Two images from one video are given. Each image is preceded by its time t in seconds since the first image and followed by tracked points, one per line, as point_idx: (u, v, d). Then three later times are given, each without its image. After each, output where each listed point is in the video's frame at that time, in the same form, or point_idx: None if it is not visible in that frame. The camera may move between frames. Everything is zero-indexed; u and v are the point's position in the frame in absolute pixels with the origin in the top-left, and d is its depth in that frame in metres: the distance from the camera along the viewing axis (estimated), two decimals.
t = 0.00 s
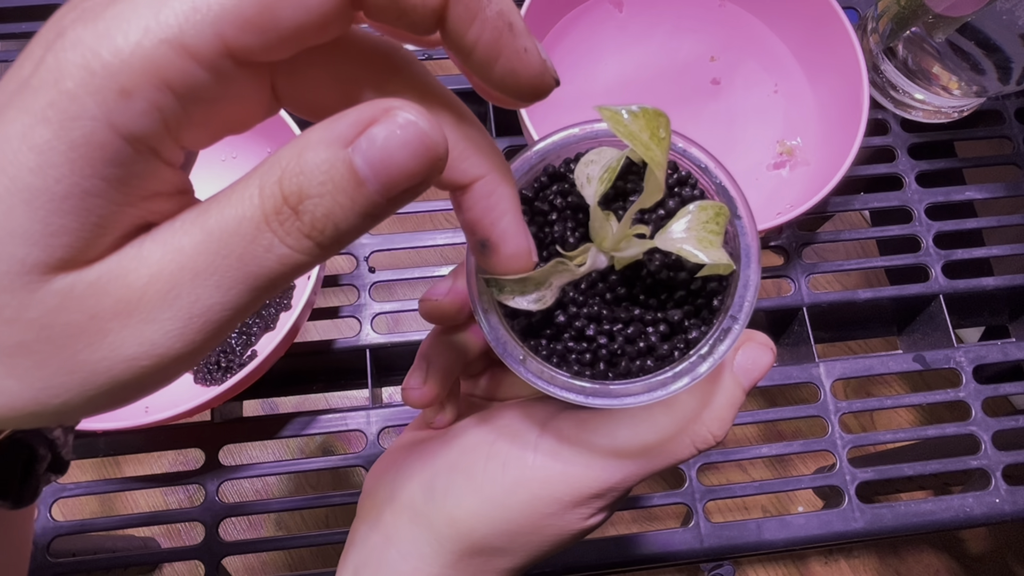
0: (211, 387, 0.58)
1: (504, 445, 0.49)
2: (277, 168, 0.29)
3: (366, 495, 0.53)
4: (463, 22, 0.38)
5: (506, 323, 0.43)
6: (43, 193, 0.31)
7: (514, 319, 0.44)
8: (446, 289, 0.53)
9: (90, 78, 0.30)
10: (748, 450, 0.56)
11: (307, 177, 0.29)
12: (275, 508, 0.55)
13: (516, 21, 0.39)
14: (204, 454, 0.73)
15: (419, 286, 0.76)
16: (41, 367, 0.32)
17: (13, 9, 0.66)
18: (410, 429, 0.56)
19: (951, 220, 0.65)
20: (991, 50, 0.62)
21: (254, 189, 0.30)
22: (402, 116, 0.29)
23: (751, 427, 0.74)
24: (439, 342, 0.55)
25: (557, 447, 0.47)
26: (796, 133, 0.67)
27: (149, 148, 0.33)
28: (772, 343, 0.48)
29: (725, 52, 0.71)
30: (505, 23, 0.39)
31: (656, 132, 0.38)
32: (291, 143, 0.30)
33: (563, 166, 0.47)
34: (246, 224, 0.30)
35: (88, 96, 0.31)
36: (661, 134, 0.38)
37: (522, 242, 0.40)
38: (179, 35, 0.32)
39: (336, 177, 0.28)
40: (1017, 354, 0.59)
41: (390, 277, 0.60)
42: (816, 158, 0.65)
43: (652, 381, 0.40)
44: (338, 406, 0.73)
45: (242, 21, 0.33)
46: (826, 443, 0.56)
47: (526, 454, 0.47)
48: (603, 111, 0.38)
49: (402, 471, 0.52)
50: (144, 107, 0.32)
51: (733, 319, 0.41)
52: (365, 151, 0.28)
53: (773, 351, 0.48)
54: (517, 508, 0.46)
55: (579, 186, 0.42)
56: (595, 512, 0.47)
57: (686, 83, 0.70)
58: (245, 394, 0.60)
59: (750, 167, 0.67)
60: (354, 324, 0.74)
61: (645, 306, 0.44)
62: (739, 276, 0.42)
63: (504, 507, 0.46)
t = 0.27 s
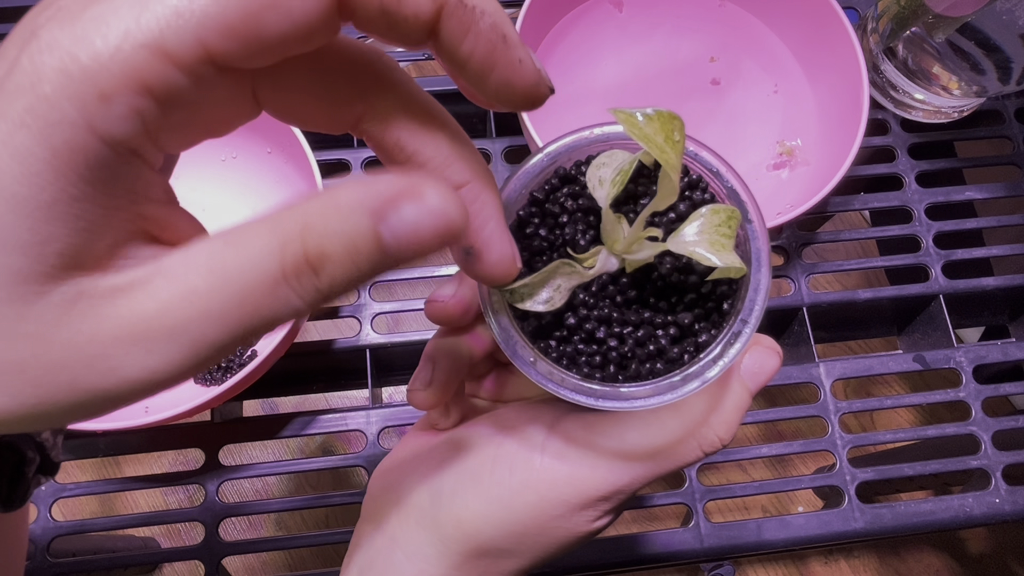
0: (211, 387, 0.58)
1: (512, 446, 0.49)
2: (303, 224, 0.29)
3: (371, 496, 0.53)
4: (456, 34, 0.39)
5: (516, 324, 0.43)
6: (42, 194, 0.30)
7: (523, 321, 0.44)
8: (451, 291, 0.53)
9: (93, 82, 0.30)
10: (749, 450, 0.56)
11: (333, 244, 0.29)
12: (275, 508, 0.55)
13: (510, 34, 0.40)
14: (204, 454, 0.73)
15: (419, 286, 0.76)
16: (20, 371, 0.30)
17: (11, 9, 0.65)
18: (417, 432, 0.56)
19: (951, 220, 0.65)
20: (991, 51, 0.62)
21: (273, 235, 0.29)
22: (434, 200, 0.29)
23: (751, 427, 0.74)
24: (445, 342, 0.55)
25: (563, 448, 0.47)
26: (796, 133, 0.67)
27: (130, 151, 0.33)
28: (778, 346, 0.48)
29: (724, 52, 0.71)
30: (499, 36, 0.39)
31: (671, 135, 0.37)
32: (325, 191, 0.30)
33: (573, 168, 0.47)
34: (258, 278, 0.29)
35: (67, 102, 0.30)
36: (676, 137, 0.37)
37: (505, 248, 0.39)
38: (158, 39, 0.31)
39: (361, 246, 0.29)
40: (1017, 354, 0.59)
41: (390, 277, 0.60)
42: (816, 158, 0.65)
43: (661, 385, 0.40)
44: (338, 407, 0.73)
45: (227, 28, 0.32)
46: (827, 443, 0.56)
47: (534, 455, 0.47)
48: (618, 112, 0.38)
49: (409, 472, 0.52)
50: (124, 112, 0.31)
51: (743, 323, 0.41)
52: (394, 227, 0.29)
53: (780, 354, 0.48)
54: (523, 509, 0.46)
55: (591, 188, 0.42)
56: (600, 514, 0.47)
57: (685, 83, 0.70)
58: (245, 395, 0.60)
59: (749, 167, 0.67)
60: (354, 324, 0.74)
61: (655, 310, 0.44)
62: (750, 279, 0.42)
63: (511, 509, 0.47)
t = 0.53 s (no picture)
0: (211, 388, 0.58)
1: (512, 446, 0.48)
2: (362, 297, 0.35)
3: (372, 496, 0.53)
4: (473, 56, 0.39)
5: (519, 327, 0.43)
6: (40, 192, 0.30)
7: (526, 323, 0.44)
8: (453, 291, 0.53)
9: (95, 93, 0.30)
10: (748, 450, 0.56)
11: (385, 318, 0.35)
12: (275, 508, 0.55)
13: (528, 53, 0.39)
14: (204, 454, 0.73)
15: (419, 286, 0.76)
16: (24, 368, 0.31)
17: (11, 9, 0.65)
18: (418, 433, 0.56)
19: (950, 220, 0.65)
20: (991, 50, 0.62)
21: (328, 299, 0.34)
22: (477, 309, 0.38)
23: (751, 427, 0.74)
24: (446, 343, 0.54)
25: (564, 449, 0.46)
26: (796, 133, 0.68)
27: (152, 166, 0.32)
28: (780, 348, 0.49)
29: (724, 51, 0.71)
30: (516, 56, 0.39)
31: (676, 138, 0.37)
32: (387, 271, 0.36)
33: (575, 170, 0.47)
34: (301, 338, 0.34)
35: (100, 128, 0.30)
36: (681, 140, 0.37)
37: (519, 248, 0.41)
38: (182, 60, 0.30)
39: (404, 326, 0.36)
40: (1017, 354, 0.59)
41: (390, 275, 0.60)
42: (816, 158, 0.65)
43: (664, 388, 0.40)
44: (338, 407, 0.73)
45: (247, 50, 0.31)
46: (827, 443, 0.56)
47: (535, 456, 0.47)
48: (622, 116, 0.37)
49: (410, 473, 0.52)
50: (154, 134, 0.31)
51: (746, 326, 0.41)
52: (436, 321, 0.37)
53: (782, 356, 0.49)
54: (526, 512, 0.46)
55: (595, 191, 0.43)
56: (601, 515, 0.47)
57: (685, 83, 0.70)
58: (245, 395, 0.60)
59: (748, 167, 0.67)
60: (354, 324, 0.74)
61: (657, 312, 0.44)
62: (754, 282, 0.42)
63: (513, 511, 0.47)
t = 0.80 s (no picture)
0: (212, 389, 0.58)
1: (507, 443, 0.48)
2: (381, 277, 0.34)
3: (368, 494, 0.54)
4: (487, 47, 0.38)
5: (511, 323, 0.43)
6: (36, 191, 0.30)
7: (519, 319, 0.44)
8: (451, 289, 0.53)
9: (107, 93, 0.30)
10: (748, 450, 0.56)
11: (406, 297, 0.35)
12: (275, 508, 0.55)
13: (541, 44, 0.39)
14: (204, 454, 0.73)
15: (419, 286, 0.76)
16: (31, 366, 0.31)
17: (13, 10, 0.66)
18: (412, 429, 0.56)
19: (951, 220, 0.65)
20: (991, 50, 0.62)
21: (350, 280, 0.34)
22: (496, 287, 0.37)
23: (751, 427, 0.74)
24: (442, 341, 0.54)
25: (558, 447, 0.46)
26: (796, 133, 0.68)
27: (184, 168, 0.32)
28: (774, 344, 0.48)
29: (724, 51, 0.71)
30: (529, 46, 0.39)
31: (668, 134, 0.37)
32: (404, 251, 0.36)
33: (568, 166, 0.47)
34: (326, 320, 0.34)
35: (134, 131, 0.30)
36: (673, 135, 0.38)
37: (519, 247, 0.41)
38: (212, 60, 0.31)
39: (424, 304, 0.36)
40: (1017, 354, 0.59)
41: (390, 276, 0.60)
42: (817, 158, 0.65)
43: (657, 383, 0.40)
44: (338, 407, 0.73)
45: (274, 47, 0.32)
46: (826, 443, 0.56)
47: (528, 453, 0.47)
48: (615, 111, 0.37)
49: (404, 471, 0.52)
50: (187, 135, 0.31)
51: (739, 321, 0.41)
52: (456, 299, 0.37)
53: (776, 352, 0.47)
54: (520, 510, 0.46)
55: (588, 186, 0.42)
56: (598, 514, 0.47)
57: (686, 84, 0.70)
58: (245, 395, 0.60)
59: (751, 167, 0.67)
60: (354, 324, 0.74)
61: (651, 308, 0.44)
62: (746, 276, 0.42)
63: (507, 508, 0.47)
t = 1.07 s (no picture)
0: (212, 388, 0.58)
1: (507, 445, 0.48)
2: (368, 262, 0.35)
3: (368, 495, 0.54)
4: (483, 14, 0.38)
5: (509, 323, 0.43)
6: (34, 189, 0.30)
7: (519, 320, 0.43)
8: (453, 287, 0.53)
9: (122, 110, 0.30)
10: (748, 450, 0.56)
11: (396, 281, 0.36)
12: (275, 508, 0.55)
13: (534, 5, 0.39)
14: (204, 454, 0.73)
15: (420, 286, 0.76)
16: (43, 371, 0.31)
17: (14, 10, 0.66)
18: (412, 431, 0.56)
19: (951, 220, 0.65)
20: (991, 50, 0.62)
21: (340, 270, 0.34)
22: (487, 251, 0.37)
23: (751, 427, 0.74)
24: (443, 342, 0.55)
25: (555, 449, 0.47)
26: (796, 133, 0.68)
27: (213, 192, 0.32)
28: (775, 344, 0.48)
29: (725, 52, 0.70)
30: (523, 9, 0.39)
31: (663, 131, 0.37)
32: (387, 233, 0.36)
33: (568, 167, 0.47)
34: (326, 313, 0.34)
35: (162, 159, 0.30)
36: (668, 133, 0.37)
37: (526, 222, 0.41)
38: (238, 83, 0.30)
39: (416, 283, 0.36)
40: (1017, 354, 0.59)
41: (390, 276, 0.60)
42: (817, 158, 0.65)
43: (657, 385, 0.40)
44: (338, 407, 0.73)
45: (292, 54, 0.31)
46: (826, 443, 0.56)
47: (529, 453, 0.47)
48: (610, 107, 0.36)
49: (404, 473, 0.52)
50: (216, 160, 0.31)
51: (739, 322, 0.41)
52: (447, 272, 0.37)
53: (777, 353, 0.48)
54: (520, 511, 0.46)
55: (586, 186, 0.42)
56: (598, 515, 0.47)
57: (685, 83, 0.70)
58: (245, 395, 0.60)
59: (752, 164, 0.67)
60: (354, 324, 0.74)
61: (650, 309, 0.43)
62: (745, 278, 0.42)
63: (508, 510, 0.47)
